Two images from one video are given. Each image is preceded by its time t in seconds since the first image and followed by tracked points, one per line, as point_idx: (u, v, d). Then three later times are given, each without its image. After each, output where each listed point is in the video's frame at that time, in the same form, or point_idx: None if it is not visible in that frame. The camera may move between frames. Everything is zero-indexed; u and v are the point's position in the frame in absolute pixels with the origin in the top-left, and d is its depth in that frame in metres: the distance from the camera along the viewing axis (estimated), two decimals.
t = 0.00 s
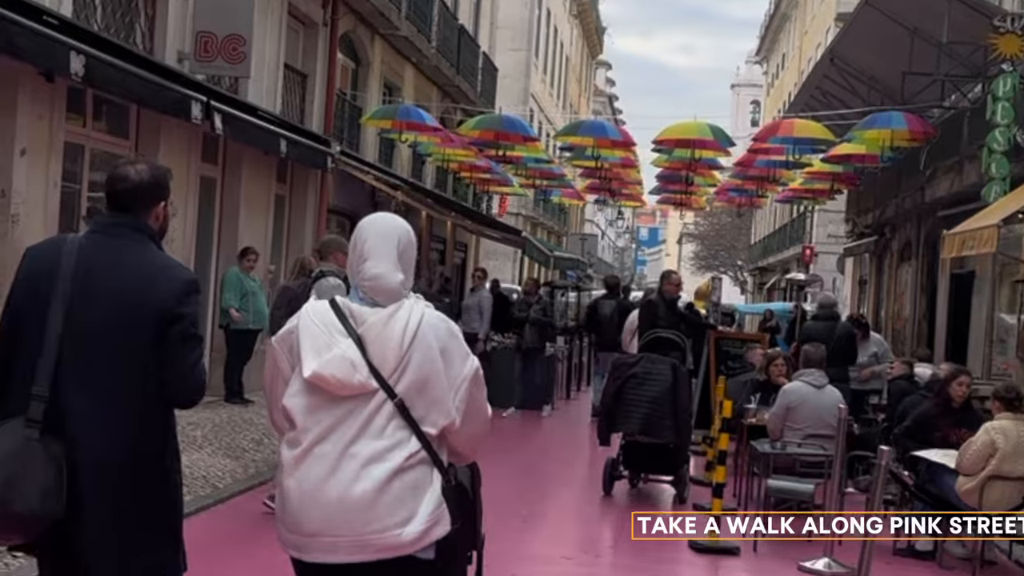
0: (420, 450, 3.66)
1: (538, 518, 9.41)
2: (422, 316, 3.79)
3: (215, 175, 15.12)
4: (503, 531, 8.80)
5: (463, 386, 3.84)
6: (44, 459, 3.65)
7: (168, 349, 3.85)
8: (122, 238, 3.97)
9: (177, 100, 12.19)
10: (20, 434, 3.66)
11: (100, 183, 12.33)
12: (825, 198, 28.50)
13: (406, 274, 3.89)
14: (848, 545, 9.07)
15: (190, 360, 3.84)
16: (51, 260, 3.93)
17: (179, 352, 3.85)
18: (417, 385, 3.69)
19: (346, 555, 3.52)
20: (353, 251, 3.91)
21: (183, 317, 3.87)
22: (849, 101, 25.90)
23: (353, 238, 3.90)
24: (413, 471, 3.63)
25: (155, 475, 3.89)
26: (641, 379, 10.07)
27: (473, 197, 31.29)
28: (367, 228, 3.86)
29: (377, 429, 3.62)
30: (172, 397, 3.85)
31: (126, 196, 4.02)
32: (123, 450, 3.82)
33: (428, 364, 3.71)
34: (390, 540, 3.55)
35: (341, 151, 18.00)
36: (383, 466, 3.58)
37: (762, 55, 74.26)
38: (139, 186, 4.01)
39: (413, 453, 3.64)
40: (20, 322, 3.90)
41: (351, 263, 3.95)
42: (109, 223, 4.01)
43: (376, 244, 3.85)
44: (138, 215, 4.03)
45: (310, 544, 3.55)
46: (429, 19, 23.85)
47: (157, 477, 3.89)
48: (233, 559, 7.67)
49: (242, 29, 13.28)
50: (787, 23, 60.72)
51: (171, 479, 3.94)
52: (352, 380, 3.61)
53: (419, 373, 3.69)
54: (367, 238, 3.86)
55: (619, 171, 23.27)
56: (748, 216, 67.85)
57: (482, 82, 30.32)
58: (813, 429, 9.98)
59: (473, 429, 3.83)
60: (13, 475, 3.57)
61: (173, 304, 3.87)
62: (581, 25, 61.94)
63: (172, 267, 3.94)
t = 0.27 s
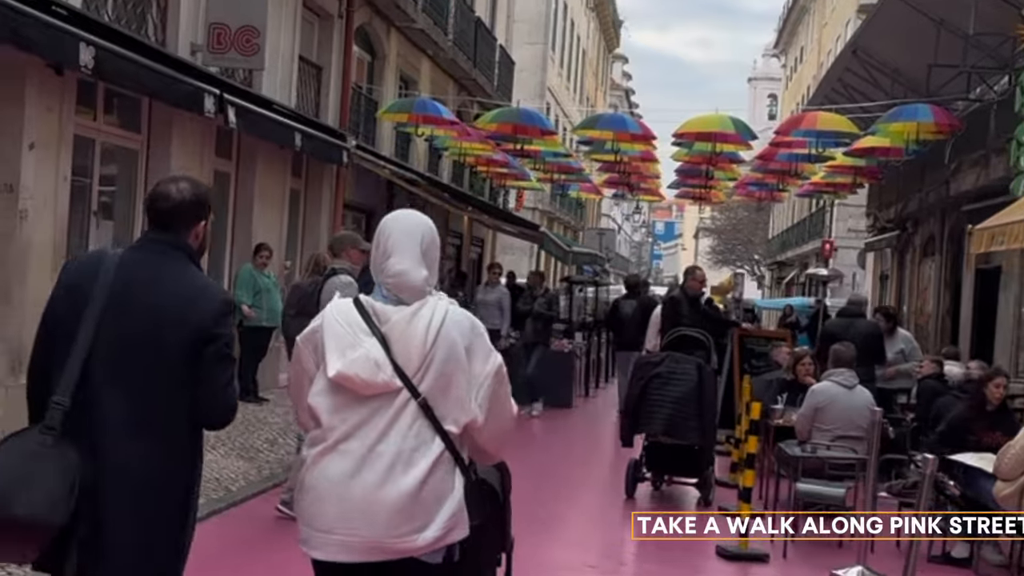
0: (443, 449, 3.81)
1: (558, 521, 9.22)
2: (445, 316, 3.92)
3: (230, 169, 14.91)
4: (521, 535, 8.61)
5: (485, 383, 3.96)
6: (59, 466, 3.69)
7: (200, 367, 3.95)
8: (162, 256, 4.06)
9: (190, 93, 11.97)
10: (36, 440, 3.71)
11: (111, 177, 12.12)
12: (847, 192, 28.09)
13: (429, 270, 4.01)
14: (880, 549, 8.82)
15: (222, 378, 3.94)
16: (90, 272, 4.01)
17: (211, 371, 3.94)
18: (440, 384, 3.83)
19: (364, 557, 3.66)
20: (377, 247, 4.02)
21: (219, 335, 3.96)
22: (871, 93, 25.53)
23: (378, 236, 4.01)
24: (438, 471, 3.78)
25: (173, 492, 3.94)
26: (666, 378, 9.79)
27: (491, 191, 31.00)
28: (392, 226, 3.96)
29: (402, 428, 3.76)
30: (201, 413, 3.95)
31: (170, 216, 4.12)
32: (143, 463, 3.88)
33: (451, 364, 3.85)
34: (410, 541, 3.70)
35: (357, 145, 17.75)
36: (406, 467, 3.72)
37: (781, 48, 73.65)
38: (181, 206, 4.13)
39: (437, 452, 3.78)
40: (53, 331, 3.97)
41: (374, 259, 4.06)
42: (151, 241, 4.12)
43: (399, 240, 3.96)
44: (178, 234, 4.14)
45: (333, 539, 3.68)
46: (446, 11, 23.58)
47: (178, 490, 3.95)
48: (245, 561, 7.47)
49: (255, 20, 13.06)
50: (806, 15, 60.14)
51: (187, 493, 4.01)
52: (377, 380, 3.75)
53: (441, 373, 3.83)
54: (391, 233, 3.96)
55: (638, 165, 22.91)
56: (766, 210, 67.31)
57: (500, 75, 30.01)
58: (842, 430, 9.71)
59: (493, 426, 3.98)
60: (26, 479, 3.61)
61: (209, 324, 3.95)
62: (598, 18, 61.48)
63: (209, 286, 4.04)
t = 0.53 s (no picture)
0: (489, 448, 3.62)
1: (580, 524, 8.94)
2: (485, 313, 3.75)
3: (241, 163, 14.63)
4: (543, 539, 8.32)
5: (527, 381, 3.76)
6: (122, 463, 3.67)
7: (249, 351, 3.91)
8: (200, 240, 4.00)
9: (200, 84, 11.68)
10: (97, 439, 3.68)
11: (120, 170, 11.89)
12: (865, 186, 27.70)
13: (467, 270, 3.85)
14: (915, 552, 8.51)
15: (272, 363, 3.91)
16: (130, 260, 3.94)
17: (260, 355, 3.90)
18: (482, 381, 3.66)
19: (409, 557, 3.48)
20: (416, 249, 3.87)
21: (266, 319, 3.92)
22: (890, 85, 25.14)
23: (417, 237, 3.87)
24: (484, 470, 3.59)
25: (230, 476, 3.94)
26: (690, 375, 9.49)
27: (504, 186, 30.69)
28: (432, 223, 3.82)
29: (447, 427, 3.56)
30: (253, 397, 3.92)
31: (206, 198, 4.07)
32: (201, 452, 3.87)
33: (493, 360, 3.68)
34: (460, 540, 3.50)
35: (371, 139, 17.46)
36: (455, 465, 3.53)
37: (795, 42, 73.15)
38: (216, 187, 4.07)
39: (483, 451, 3.59)
40: (96, 324, 3.91)
41: (411, 261, 3.91)
42: (187, 223, 4.06)
43: (438, 240, 3.82)
44: (215, 216, 4.08)
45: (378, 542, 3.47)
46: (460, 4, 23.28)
47: (233, 478, 3.95)
48: (256, 564, 7.23)
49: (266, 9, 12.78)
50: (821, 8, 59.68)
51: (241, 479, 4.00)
52: (419, 377, 3.57)
53: (484, 370, 3.66)
54: (431, 234, 3.82)
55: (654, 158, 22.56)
56: (780, 205, 66.88)
57: (513, 69, 29.70)
58: (871, 429, 9.39)
59: (536, 427, 3.79)
60: (94, 479, 3.60)
61: (255, 308, 3.92)
62: (611, 13, 61.11)
63: (251, 268, 3.99)
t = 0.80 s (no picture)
0: (528, 457, 3.80)
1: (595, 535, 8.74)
2: (523, 324, 3.92)
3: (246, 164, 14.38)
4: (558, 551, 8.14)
5: (564, 392, 3.95)
6: (140, 479, 3.71)
7: (271, 366, 3.95)
8: (219, 255, 4.04)
9: (202, 83, 11.44)
10: (116, 455, 3.73)
11: (122, 171, 11.65)
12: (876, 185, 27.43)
13: (508, 280, 4.01)
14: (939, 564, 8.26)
15: (294, 376, 3.95)
16: (150, 277, 4.00)
17: (281, 369, 3.94)
18: (521, 392, 3.82)
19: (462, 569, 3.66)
20: (458, 255, 4.03)
21: (286, 333, 3.96)
22: (902, 83, 24.84)
23: (459, 243, 4.03)
24: (525, 480, 3.77)
25: (254, 490, 3.97)
26: (705, 383, 9.21)
27: (510, 186, 30.41)
28: (473, 233, 3.97)
29: (489, 438, 3.73)
30: (274, 411, 3.96)
31: (226, 214, 4.13)
32: (222, 466, 3.90)
33: (532, 373, 3.84)
34: (510, 549, 3.69)
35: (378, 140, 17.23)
36: (498, 476, 3.70)
37: (802, 39, 72.66)
38: (233, 204, 4.14)
39: (524, 461, 3.77)
40: (120, 341, 3.98)
41: (453, 266, 4.08)
42: (207, 240, 4.11)
43: (479, 250, 3.97)
44: (234, 230, 4.14)
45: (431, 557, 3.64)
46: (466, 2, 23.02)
47: (255, 491, 3.98)
48: None
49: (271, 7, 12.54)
50: (829, 5, 59.21)
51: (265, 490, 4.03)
52: (459, 390, 3.73)
53: (522, 381, 3.82)
54: (473, 242, 3.98)
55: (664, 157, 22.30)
56: (788, 203, 66.43)
57: (520, 67, 29.42)
58: (894, 437, 9.10)
59: (571, 435, 3.99)
60: (110, 496, 3.64)
61: (277, 321, 3.96)
62: (617, 10, 60.71)
63: (272, 282, 4.04)
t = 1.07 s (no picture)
0: (535, 458, 3.65)
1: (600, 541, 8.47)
2: (536, 323, 3.75)
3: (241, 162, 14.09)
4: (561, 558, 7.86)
5: (579, 393, 3.79)
6: (155, 476, 3.66)
7: (277, 359, 3.91)
8: (222, 249, 3.99)
9: (195, 79, 11.14)
10: (131, 453, 3.68)
11: (113, 170, 11.36)
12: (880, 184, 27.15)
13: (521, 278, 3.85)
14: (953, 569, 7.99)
15: (301, 369, 3.92)
16: (153, 273, 3.95)
17: (288, 362, 3.91)
18: (533, 392, 3.66)
19: (458, 568, 3.53)
20: (466, 256, 3.87)
21: (292, 326, 3.92)
22: (907, 80, 24.53)
23: (468, 242, 3.86)
24: (527, 481, 3.61)
25: (261, 485, 3.95)
26: (714, 384, 8.93)
27: (510, 186, 30.11)
28: (483, 231, 3.82)
29: (492, 438, 3.60)
30: (281, 405, 3.93)
31: (228, 208, 4.07)
32: (233, 462, 3.87)
33: (545, 373, 3.67)
34: (504, 551, 3.53)
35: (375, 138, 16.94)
36: (496, 476, 3.56)
37: (803, 39, 72.40)
38: (237, 198, 4.07)
39: (529, 463, 3.61)
40: (125, 338, 3.92)
41: (462, 266, 3.91)
42: (209, 235, 4.06)
43: (491, 247, 3.81)
44: (238, 225, 4.08)
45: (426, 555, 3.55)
46: None
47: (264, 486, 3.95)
48: None
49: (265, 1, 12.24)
50: (830, 5, 58.95)
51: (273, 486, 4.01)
52: (469, 388, 3.59)
53: (533, 380, 3.66)
54: (483, 241, 3.81)
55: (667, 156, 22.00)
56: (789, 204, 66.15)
57: (520, 66, 29.14)
58: (909, 440, 8.84)
59: (587, 436, 3.82)
60: (129, 493, 3.58)
61: (282, 315, 3.92)
62: (617, 11, 60.50)
63: (276, 275, 4.00)
